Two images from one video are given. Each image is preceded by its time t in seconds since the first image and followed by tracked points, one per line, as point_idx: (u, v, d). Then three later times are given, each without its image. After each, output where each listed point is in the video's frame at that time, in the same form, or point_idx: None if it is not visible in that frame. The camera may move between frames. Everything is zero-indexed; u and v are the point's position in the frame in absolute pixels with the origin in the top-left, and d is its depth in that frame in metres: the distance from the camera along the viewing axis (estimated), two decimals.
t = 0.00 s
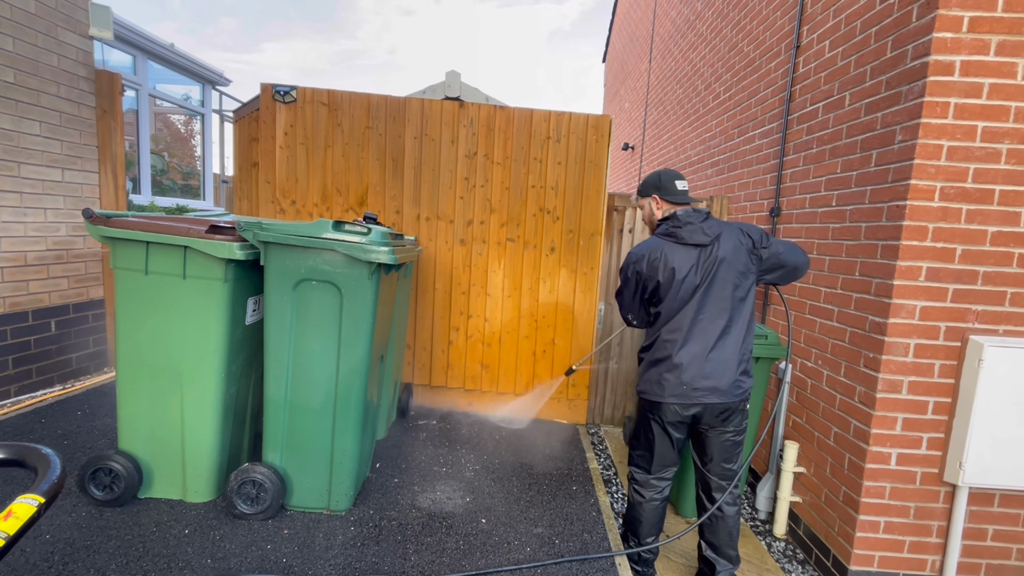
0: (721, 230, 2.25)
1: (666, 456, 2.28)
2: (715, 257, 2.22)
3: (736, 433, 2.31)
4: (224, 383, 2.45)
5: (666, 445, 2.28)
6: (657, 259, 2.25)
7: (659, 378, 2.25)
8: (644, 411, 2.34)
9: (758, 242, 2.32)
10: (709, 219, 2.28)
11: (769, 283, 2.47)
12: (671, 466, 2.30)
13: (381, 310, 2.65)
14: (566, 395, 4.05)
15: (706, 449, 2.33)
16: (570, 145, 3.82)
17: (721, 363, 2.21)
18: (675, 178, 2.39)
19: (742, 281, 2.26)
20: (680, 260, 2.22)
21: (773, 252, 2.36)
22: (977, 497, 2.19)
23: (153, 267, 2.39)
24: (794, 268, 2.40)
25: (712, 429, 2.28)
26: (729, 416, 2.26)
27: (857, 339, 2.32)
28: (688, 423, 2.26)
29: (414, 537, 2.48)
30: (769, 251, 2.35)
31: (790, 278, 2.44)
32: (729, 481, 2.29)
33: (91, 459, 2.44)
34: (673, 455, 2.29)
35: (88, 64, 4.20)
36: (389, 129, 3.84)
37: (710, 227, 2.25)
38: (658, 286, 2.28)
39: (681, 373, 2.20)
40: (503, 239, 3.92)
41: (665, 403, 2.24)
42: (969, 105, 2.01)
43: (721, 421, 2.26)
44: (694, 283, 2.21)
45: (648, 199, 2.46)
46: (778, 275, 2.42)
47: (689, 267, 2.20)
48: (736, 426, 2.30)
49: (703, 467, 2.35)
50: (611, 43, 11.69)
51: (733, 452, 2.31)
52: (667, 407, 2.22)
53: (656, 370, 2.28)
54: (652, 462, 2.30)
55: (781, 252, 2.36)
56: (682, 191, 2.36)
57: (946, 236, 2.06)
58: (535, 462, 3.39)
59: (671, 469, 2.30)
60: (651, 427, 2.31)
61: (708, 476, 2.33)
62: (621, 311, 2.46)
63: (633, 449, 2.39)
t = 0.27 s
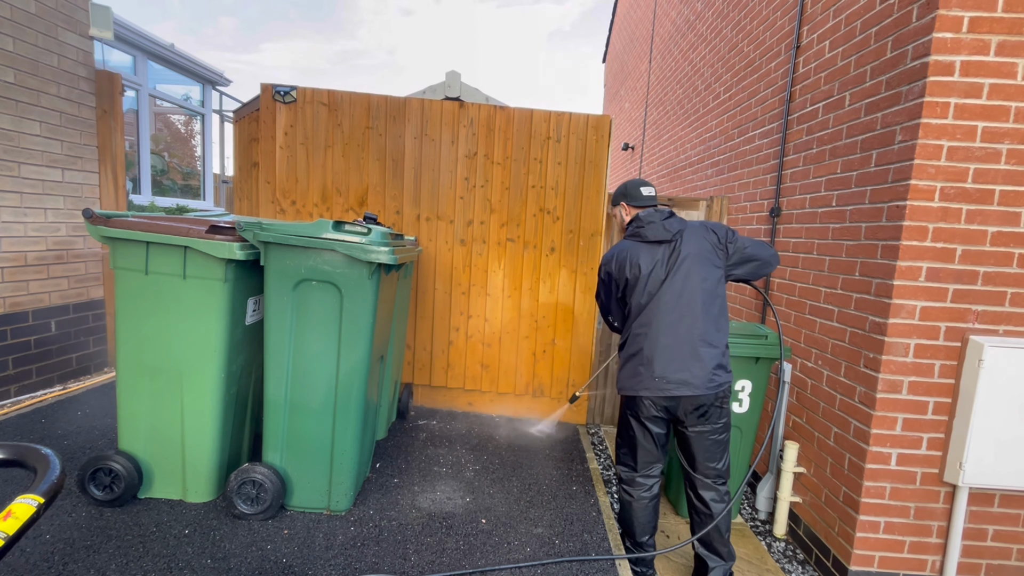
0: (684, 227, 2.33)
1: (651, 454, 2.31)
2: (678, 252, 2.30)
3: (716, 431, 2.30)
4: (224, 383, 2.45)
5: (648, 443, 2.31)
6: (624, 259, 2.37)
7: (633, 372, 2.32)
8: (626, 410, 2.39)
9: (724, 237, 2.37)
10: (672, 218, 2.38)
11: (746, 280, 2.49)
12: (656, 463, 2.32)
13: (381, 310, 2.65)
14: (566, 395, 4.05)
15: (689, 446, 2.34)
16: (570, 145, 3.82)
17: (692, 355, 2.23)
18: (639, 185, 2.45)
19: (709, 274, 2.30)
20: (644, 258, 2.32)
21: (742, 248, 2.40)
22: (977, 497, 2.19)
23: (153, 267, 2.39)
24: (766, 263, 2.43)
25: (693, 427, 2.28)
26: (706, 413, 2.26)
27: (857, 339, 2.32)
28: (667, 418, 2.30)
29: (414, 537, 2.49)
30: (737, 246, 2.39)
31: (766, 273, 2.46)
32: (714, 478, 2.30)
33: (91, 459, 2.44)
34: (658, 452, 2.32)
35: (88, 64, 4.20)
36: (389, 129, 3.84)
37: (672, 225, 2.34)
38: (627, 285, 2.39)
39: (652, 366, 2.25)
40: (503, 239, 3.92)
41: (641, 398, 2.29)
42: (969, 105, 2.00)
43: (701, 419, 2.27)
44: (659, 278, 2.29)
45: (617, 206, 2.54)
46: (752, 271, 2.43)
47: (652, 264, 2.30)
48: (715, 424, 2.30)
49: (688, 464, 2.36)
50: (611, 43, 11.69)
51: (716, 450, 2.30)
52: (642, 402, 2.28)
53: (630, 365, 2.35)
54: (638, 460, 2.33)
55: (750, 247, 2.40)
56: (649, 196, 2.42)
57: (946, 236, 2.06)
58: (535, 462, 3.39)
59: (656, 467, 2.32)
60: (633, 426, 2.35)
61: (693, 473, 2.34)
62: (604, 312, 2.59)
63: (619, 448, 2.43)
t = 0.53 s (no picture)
0: (663, 227, 2.39)
1: (646, 452, 2.31)
2: (661, 250, 2.34)
3: (708, 426, 2.32)
4: (224, 383, 2.45)
5: (642, 441, 2.31)
6: (608, 260, 2.36)
7: (625, 372, 2.31)
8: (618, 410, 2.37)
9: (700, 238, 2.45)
10: (651, 219, 2.43)
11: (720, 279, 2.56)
12: (651, 461, 2.31)
13: (381, 310, 2.65)
14: (567, 395, 4.05)
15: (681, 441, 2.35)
16: (570, 145, 3.82)
17: (681, 350, 2.26)
18: (617, 189, 2.52)
19: (690, 271, 2.36)
20: (628, 257, 2.34)
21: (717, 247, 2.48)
22: (977, 497, 2.19)
23: (153, 267, 2.39)
24: (737, 263, 2.52)
25: (685, 423, 2.31)
26: (698, 410, 2.29)
27: (857, 339, 2.32)
28: (660, 416, 2.30)
29: (414, 537, 2.49)
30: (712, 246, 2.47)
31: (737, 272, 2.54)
32: (708, 472, 2.32)
33: (91, 459, 2.44)
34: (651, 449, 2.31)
35: (88, 64, 4.20)
36: (389, 129, 3.84)
37: (652, 225, 2.39)
38: (612, 286, 2.38)
39: (644, 364, 2.25)
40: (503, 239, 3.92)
41: (634, 397, 2.28)
42: (969, 105, 2.00)
43: (692, 415, 2.30)
44: (644, 276, 2.32)
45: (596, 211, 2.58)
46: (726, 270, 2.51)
47: (637, 264, 2.32)
48: (706, 419, 2.32)
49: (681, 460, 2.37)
50: (611, 43, 11.69)
51: (708, 445, 2.33)
52: (636, 401, 2.27)
53: (621, 366, 2.34)
54: (632, 458, 2.32)
55: (724, 246, 2.48)
56: (626, 201, 2.48)
57: (946, 236, 2.06)
58: (535, 462, 3.39)
59: (651, 465, 2.31)
60: (626, 426, 2.33)
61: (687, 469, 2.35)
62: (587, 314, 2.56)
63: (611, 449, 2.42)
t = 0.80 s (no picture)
0: (664, 227, 2.42)
1: (646, 446, 2.35)
2: (663, 250, 2.38)
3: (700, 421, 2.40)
4: (224, 382, 2.45)
5: (643, 436, 2.34)
6: (612, 258, 2.38)
7: (628, 369, 2.33)
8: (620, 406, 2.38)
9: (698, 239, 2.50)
10: (652, 220, 2.47)
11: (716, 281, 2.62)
12: (650, 455, 2.36)
13: (382, 310, 2.65)
14: (566, 395, 4.05)
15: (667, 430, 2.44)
16: (570, 145, 3.82)
17: (682, 348, 2.30)
18: (619, 189, 2.53)
19: (690, 272, 2.41)
20: (632, 255, 2.36)
21: (714, 249, 2.53)
22: (977, 497, 2.19)
23: (153, 267, 2.39)
24: (732, 265, 2.57)
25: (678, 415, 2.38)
26: (696, 406, 2.36)
27: (856, 339, 2.32)
28: (661, 413, 2.34)
29: (414, 537, 2.49)
30: (710, 247, 2.53)
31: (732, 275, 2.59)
32: (685, 459, 2.44)
33: (91, 459, 2.44)
34: (652, 445, 2.35)
35: (88, 64, 4.20)
36: (389, 129, 3.84)
37: (653, 225, 2.43)
38: (615, 284, 2.40)
39: (647, 362, 2.28)
40: (503, 239, 3.92)
41: (637, 394, 2.30)
42: (969, 105, 2.00)
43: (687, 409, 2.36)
44: (647, 276, 2.35)
45: (597, 210, 2.59)
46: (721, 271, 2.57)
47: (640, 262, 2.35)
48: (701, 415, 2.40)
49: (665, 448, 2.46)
50: (611, 43, 11.69)
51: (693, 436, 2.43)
52: (640, 399, 2.29)
53: (624, 363, 2.35)
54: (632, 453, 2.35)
55: (722, 248, 2.54)
56: (627, 201, 2.50)
57: (946, 237, 2.06)
58: (535, 462, 3.39)
59: (650, 459, 2.36)
60: (628, 420, 2.35)
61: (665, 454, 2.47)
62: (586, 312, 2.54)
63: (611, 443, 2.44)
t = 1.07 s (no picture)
0: (669, 228, 2.47)
1: (641, 435, 2.42)
2: (666, 251, 2.43)
3: (696, 414, 2.45)
4: (224, 382, 2.45)
5: (639, 425, 2.40)
6: (618, 256, 2.40)
7: (628, 364, 2.39)
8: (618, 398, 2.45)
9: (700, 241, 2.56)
10: (658, 220, 2.50)
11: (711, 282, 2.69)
12: (645, 443, 2.43)
13: (382, 310, 2.65)
14: (566, 395, 4.05)
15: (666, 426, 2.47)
16: (570, 145, 3.82)
17: (683, 346, 2.36)
18: (624, 189, 2.56)
19: (692, 273, 2.46)
20: (637, 254, 2.40)
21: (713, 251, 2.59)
22: (977, 497, 2.19)
23: (153, 267, 2.39)
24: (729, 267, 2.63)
25: (675, 411, 2.43)
26: (693, 400, 2.41)
27: (857, 339, 2.32)
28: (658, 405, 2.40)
29: (414, 537, 2.49)
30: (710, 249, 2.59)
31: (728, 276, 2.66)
32: (682, 457, 2.48)
33: (91, 459, 2.44)
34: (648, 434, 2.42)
35: (88, 64, 4.20)
36: (389, 129, 3.84)
37: (659, 226, 2.46)
38: (619, 282, 2.42)
39: (649, 358, 2.33)
40: (503, 239, 3.92)
41: (637, 389, 2.36)
42: (969, 105, 2.00)
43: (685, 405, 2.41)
44: (652, 275, 2.39)
45: (601, 209, 2.63)
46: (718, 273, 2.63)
47: (646, 261, 2.38)
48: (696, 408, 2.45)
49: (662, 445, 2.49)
50: (611, 43, 11.68)
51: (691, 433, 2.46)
52: (640, 393, 2.35)
53: (626, 359, 2.40)
54: (626, 441, 2.43)
55: (721, 251, 2.60)
56: (632, 201, 2.54)
57: (946, 237, 2.06)
58: (536, 462, 3.39)
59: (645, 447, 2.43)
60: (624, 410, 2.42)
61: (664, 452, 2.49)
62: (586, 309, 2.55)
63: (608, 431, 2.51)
